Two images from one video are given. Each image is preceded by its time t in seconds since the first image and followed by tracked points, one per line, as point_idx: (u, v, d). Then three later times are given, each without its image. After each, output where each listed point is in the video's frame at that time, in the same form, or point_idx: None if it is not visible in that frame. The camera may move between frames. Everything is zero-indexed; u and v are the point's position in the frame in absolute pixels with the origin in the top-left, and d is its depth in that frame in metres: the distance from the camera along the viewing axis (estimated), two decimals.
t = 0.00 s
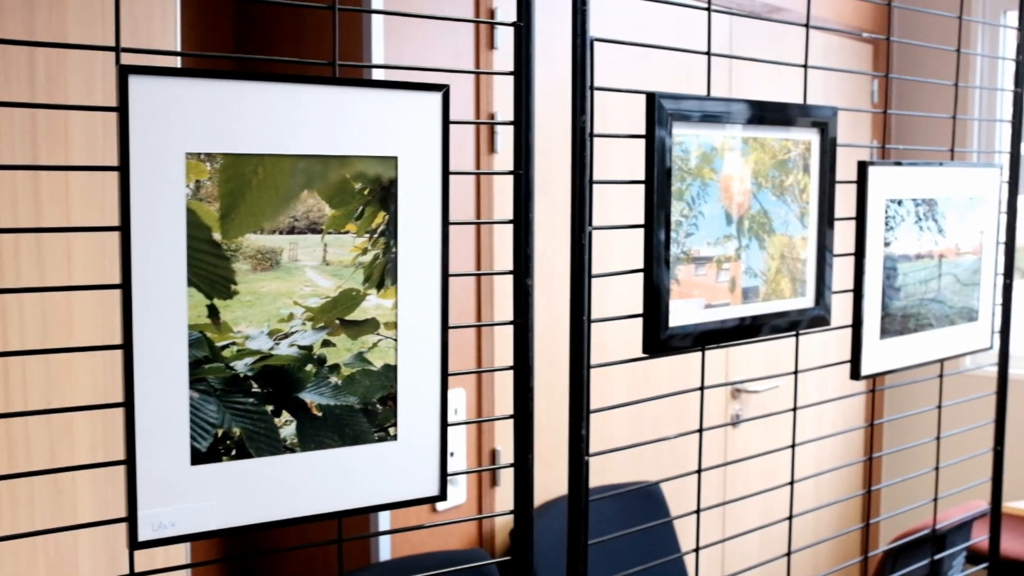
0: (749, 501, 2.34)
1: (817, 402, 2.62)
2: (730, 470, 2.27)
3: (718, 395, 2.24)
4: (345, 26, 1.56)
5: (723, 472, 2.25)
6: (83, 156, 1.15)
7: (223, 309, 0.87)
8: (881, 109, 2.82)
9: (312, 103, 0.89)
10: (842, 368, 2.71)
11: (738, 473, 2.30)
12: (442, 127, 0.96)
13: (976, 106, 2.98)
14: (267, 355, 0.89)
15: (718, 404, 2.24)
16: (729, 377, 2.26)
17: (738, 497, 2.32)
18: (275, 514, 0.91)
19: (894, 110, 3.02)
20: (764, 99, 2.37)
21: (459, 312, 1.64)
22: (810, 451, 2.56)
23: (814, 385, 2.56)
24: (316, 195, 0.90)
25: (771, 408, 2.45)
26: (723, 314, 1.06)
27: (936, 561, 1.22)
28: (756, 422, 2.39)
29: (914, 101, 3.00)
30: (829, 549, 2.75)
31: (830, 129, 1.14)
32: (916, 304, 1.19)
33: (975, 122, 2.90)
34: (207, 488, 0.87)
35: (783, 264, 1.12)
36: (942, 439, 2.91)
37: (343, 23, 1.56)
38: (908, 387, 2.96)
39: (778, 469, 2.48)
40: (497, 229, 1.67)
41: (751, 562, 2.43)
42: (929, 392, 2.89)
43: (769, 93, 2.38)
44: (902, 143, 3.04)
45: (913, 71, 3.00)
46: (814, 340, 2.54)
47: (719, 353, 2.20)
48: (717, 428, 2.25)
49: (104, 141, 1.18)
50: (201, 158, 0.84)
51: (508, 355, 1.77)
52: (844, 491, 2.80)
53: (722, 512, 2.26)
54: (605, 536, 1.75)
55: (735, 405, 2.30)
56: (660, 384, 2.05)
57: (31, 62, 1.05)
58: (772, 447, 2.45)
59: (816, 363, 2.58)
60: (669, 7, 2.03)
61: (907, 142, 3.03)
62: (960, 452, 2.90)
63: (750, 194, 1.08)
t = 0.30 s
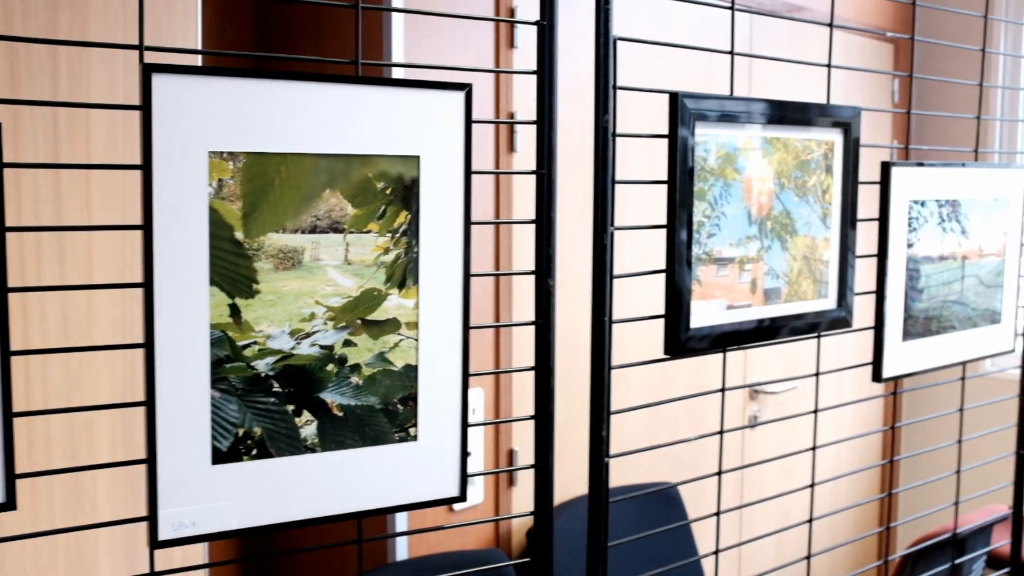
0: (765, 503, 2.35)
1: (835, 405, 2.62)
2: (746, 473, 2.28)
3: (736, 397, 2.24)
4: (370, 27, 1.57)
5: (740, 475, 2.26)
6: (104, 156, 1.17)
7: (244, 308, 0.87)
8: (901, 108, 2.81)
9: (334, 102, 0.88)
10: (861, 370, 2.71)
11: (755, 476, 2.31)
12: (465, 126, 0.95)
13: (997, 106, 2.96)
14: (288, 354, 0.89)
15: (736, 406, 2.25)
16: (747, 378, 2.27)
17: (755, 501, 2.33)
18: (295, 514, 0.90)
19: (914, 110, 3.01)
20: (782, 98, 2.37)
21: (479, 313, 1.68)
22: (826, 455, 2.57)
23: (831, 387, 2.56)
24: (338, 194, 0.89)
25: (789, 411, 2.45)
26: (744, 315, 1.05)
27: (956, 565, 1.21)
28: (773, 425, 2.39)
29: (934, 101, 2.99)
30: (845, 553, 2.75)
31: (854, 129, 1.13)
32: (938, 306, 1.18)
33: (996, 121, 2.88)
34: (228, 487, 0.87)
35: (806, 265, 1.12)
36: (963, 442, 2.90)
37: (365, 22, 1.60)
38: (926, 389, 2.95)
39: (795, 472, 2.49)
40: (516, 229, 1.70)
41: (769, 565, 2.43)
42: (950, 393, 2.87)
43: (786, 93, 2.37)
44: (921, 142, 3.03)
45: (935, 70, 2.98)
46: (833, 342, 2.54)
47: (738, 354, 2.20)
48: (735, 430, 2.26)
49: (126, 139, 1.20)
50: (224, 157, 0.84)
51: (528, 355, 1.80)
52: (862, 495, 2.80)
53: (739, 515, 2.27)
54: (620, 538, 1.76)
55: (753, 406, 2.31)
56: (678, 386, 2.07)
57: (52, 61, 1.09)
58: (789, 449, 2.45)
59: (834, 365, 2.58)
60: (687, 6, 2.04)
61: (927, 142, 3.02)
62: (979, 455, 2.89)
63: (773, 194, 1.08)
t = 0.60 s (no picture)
0: (777, 505, 2.36)
1: (846, 407, 2.62)
2: (757, 475, 2.29)
3: (747, 398, 2.26)
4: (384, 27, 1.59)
5: (751, 477, 2.27)
6: (117, 155, 1.18)
7: (258, 308, 0.86)
8: (914, 107, 2.81)
9: (348, 101, 0.88)
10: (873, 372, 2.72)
11: (766, 477, 2.32)
12: (479, 125, 0.95)
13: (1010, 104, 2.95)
14: (301, 354, 0.89)
15: (747, 408, 2.26)
16: (758, 379, 2.28)
17: (766, 502, 2.34)
18: (308, 514, 0.90)
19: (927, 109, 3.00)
20: (792, 96, 2.37)
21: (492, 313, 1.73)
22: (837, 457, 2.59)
23: (843, 388, 2.56)
24: (352, 193, 0.89)
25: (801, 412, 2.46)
26: (758, 315, 1.05)
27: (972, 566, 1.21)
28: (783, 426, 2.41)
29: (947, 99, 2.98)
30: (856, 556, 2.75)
31: (868, 129, 1.13)
32: (953, 306, 1.18)
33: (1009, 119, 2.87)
34: (241, 487, 0.87)
35: (820, 265, 1.11)
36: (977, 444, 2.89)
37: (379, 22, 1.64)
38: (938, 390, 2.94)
39: (808, 473, 2.49)
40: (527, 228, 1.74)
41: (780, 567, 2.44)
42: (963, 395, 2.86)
43: (795, 92, 2.37)
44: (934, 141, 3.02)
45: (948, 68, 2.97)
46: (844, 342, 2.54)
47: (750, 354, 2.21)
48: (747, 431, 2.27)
49: (139, 139, 1.21)
50: (237, 156, 0.84)
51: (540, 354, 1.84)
52: (874, 497, 2.80)
53: (750, 517, 2.28)
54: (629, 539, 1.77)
55: (764, 406, 2.32)
56: (689, 388, 2.11)
57: (66, 60, 1.12)
58: (801, 450, 2.47)
59: (845, 365, 2.58)
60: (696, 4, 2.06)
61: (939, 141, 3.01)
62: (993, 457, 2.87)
63: (787, 194, 1.07)
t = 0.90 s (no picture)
0: (789, 505, 2.36)
1: (859, 407, 2.62)
2: (770, 475, 2.30)
3: (761, 397, 2.26)
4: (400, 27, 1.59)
5: (763, 477, 2.28)
6: (131, 153, 1.20)
7: (273, 307, 0.86)
8: (928, 106, 2.80)
9: (363, 100, 0.88)
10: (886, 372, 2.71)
11: (778, 477, 2.32)
12: (494, 124, 0.95)
13: None
14: (316, 353, 0.89)
15: (760, 407, 2.26)
16: (771, 378, 2.29)
17: (778, 502, 2.34)
18: (322, 513, 0.90)
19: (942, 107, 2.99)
20: (804, 94, 2.37)
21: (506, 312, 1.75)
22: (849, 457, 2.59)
23: (855, 388, 2.56)
24: (366, 192, 0.89)
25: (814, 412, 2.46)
26: (773, 314, 1.05)
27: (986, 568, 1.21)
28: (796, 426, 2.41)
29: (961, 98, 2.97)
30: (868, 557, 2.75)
31: (884, 127, 1.12)
32: (968, 305, 1.17)
33: None
34: (255, 486, 0.87)
35: (835, 263, 1.11)
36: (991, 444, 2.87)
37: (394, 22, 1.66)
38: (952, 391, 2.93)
39: (821, 473, 2.49)
40: (539, 227, 1.76)
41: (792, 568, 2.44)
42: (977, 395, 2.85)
43: (807, 91, 2.37)
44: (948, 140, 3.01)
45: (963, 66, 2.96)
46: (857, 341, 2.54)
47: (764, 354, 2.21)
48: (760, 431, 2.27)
49: (154, 139, 1.22)
50: (252, 155, 0.84)
51: (554, 354, 1.85)
52: (886, 498, 2.80)
53: (763, 517, 2.29)
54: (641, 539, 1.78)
55: (777, 405, 2.32)
56: (701, 387, 2.12)
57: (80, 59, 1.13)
58: (813, 450, 2.47)
59: (858, 365, 2.58)
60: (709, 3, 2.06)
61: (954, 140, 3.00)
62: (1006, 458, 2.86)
63: (802, 193, 1.07)
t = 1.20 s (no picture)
0: (806, 508, 2.36)
1: (878, 410, 2.62)
2: (788, 477, 2.29)
3: (778, 399, 2.26)
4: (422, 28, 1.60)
5: (781, 479, 2.27)
6: (150, 154, 1.24)
7: (293, 307, 0.87)
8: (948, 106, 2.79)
9: (383, 101, 0.88)
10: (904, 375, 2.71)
11: (795, 480, 2.32)
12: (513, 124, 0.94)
13: None
14: (335, 354, 0.89)
15: (778, 409, 2.26)
16: (788, 380, 2.29)
17: (796, 505, 2.34)
18: (341, 513, 0.90)
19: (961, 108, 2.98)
20: (821, 95, 2.37)
21: (524, 313, 1.76)
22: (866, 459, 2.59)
23: (873, 390, 2.55)
24: (386, 193, 0.89)
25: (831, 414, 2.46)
26: (792, 315, 1.04)
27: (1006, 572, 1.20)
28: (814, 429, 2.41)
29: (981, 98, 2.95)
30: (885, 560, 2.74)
31: (904, 128, 1.12)
32: (989, 307, 1.17)
33: None
34: (274, 486, 0.87)
35: (854, 265, 1.10)
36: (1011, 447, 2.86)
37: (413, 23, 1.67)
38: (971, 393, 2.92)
39: (840, 476, 2.48)
40: (556, 228, 1.77)
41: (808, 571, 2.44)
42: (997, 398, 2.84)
43: (823, 91, 2.37)
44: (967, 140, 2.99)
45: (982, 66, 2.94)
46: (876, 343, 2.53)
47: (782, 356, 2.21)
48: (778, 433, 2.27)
49: (174, 138, 1.26)
50: (272, 155, 0.84)
51: (571, 355, 1.86)
52: (904, 501, 2.79)
53: (780, 520, 2.28)
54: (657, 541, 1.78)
55: (795, 407, 2.32)
56: (719, 389, 2.12)
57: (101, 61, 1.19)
58: (831, 453, 2.47)
59: (875, 366, 2.57)
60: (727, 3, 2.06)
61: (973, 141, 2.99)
62: None
63: (822, 194, 1.06)
